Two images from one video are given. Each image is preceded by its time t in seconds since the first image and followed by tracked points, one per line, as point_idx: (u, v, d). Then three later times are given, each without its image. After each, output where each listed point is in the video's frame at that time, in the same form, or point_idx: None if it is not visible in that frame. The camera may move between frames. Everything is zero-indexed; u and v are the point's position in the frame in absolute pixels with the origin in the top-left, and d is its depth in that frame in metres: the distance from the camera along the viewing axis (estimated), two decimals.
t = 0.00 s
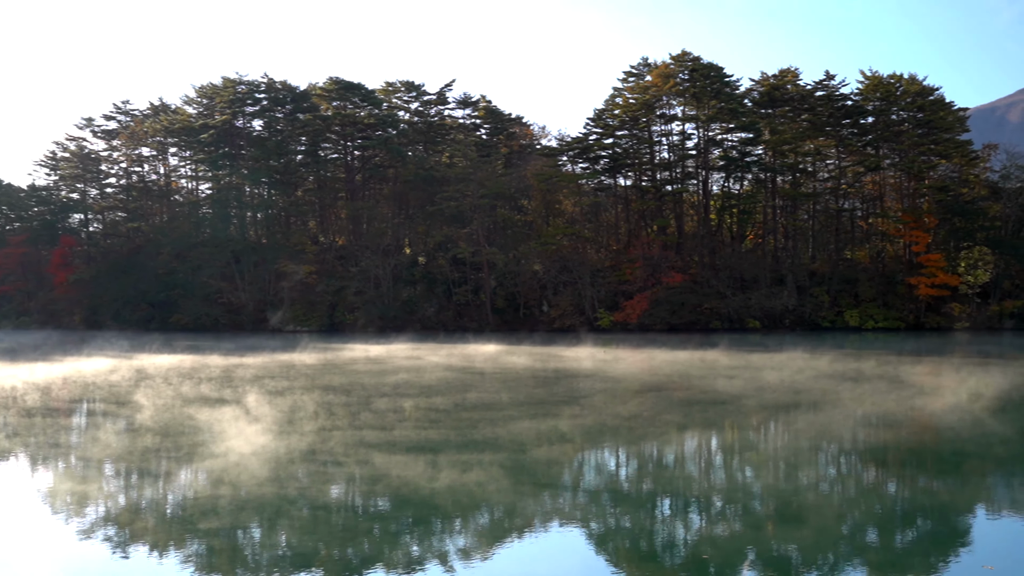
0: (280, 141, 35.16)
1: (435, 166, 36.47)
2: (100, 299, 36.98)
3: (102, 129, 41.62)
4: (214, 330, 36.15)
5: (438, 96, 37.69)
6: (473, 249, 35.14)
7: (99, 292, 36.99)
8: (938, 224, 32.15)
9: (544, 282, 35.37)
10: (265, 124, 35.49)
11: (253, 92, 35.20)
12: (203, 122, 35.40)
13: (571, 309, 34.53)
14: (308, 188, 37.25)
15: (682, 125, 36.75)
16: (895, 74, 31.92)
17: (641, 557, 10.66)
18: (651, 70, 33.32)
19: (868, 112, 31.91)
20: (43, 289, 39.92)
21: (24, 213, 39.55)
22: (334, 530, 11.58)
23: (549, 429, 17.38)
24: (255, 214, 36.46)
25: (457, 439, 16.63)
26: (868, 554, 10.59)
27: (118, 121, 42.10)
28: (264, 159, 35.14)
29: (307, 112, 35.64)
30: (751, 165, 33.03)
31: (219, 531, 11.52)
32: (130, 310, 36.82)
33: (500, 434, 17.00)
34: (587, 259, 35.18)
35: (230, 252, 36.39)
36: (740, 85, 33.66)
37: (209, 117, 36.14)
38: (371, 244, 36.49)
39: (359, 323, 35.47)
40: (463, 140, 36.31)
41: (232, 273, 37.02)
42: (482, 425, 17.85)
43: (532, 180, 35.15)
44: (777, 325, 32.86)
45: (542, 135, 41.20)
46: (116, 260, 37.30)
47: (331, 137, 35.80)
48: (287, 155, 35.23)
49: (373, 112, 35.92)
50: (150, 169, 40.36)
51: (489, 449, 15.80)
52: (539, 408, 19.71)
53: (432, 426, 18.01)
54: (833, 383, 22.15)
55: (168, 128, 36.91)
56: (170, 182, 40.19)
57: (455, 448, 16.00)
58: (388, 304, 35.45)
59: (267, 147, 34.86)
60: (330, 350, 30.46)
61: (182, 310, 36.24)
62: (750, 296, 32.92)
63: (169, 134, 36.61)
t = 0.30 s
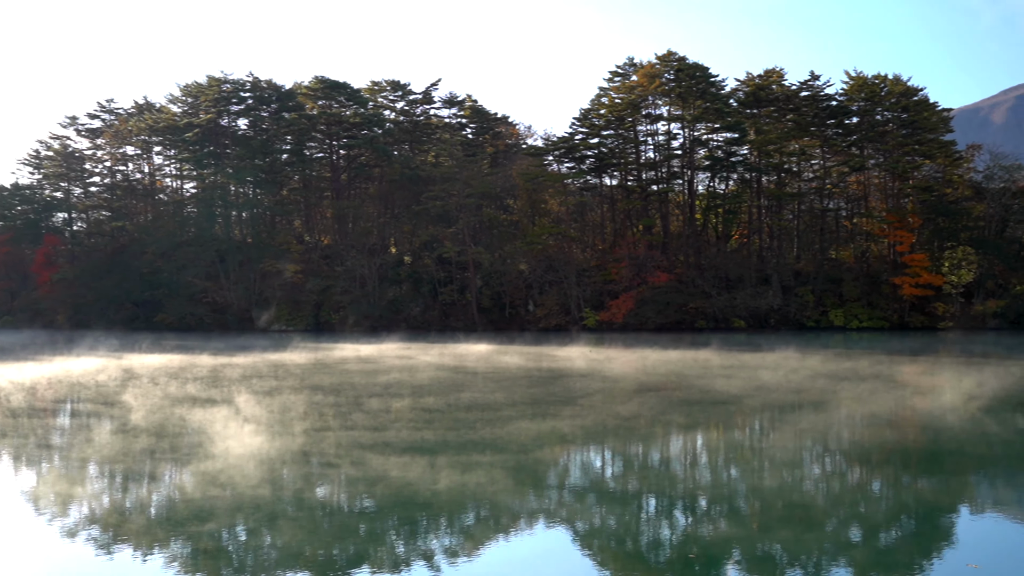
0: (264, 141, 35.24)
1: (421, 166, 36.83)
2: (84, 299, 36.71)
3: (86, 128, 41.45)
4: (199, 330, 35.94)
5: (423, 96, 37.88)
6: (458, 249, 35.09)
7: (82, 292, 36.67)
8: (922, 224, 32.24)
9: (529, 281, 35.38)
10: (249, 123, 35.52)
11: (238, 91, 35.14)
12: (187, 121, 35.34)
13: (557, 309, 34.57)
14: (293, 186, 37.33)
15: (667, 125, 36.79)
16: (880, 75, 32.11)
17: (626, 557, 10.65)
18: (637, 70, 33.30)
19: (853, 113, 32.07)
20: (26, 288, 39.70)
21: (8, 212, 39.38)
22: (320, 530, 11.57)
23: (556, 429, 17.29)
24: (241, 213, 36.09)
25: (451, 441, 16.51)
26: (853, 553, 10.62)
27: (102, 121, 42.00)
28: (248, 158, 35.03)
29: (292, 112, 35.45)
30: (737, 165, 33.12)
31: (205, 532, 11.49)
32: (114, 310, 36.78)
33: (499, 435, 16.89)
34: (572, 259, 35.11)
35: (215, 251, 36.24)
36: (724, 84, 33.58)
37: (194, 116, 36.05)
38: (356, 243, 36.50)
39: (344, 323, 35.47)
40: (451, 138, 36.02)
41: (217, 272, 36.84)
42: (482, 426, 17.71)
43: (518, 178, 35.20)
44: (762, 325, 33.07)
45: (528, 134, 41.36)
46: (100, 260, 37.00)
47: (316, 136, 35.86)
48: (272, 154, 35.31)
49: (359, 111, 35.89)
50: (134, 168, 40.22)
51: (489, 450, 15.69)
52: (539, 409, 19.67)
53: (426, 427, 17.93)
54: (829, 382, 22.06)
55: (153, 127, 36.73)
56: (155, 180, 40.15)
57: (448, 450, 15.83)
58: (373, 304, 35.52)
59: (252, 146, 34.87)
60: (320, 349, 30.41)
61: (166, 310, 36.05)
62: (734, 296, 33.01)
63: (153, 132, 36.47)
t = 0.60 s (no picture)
0: (250, 140, 35.43)
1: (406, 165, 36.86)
2: (67, 299, 36.57)
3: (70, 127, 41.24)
4: (183, 329, 35.94)
5: (409, 95, 37.73)
6: (444, 248, 35.05)
7: (65, 291, 36.51)
8: (907, 224, 32.38)
9: (514, 281, 35.40)
10: (234, 122, 35.50)
11: (224, 89, 35.07)
12: (171, 120, 35.37)
13: (543, 308, 34.52)
14: (279, 185, 37.24)
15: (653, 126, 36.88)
16: (864, 75, 32.27)
17: (610, 555, 10.67)
18: (623, 70, 33.45)
19: (838, 113, 32.22)
20: (10, 288, 39.47)
21: None
22: (304, 529, 11.55)
23: (558, 429, 17.25)
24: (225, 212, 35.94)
25: (448, 441, 16.41)
26: (836, 552, 10.65)
27: (87, 119, 41.82)
28: (232, 156, 34.88)
29: (277, 110, 35.47)
30: (722, 164, 33.24)
31: (189, 531, 11.47)
32: (98, 310, 36.76)
33: (499, 434, 16.90)
34: (558, 258, 35.10)
35: (200, 251, 36.09)
36: (709, 84, 33.72)
37: (179, 115, 36.01)
38: (341, 242, 36.51)
39: (332, 322, 35.58)
40: (436, 138, 35.66)
41: (202, 271, 36.71)
42: (482, 428, 17.58)
43: (504, 179, 35.40)
44: (748, 324, 33.18)
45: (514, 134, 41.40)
46: (83, 259, 36.60)
47: (302, 135, 35.80)
48: (257, 153, 35.48)
49: (344, 110, 35.88)
50: (119, 167, 39.91)
51: (490, 450, 15.65)
52: (537, 409, 19.65)
53: (421, 428, 17.82)
54: (825, 382, 21.99)
55: (137, 125, 36.63)
56: (138, 179, 39.84)
57: (445, 451, 15.71)
58: (358, 303, 35.47)
59: (237, 145, 34.99)
60: (309, 348, 30.40)
61: (150, 310, 35.94)
62: (718, 296, 33.15)
63: (137, 131, 36.40)
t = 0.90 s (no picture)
0: (234, 138, 35.34)
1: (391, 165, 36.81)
2: (50, 297, 36.49)
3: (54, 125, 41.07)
4: (167, 328, 35.65)
5: (395, 93, 37.55)
6: (429, 248, 35.00)
7: (48, 290, 36.42)
8: (891, 224, 32.68)
9: (500, 280, 35.35)
10: (219, 121, 35.46)
11: (208, 88, 34.89)
12: (155, 119, 35.31)
13: (528, 308, 34.43)
14: (263, 184, 36.83)
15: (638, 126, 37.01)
16: (849, 76, 32.33)
17: (596, 552, 10.71)
18: (608, 70, 33.50)
19: (823, 113, 32.34)
20: None
21: None
22: (289, 529, 11.56)
23: (560, 429, 17.27)
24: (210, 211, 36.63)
25: (443, 442, 16.40)
26: (821, 550, 10.70)
27: (71, 117, 41.59)
28: (217, 155, 35.03)
29: (262, 109, 35.51)
30: (707, 164, 33.32)
31: (176, 530, 11.46)
32: (82, 309, 36.60)
33: (502, 434, 16.92)
34: (544, 258, 35.07)
35: (184, 250, 36.32)
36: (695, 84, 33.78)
37: (163, 113, 35.92)
38: (326, 241, 36.54)
39: (315, 321, 35.35)
40: (422, 138, 35.71)
41: (186, 271, 36.73)
42: (482, 428, 17.59)
43: (490, 178, 35.41)
44: (733, 324, 33.17)
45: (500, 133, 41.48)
46: (66, 257, 36.50)
47: (287, 135, 35.72)
48: (242, 151, 35.27)
49: (329, 109, 35.76)
50: (103, 166, 39.85)
51: (492, 450, 15.64)
52: (535, 409, 19.66)
53: (417, 429, 17.77)
54: (820, 382, 21.98)
55: (121, 124, 36.52)
56: (123, 178, 39.77)
57: (444, 451, 15.68)
58: (343, 302, 35.40)
59: (222, 144, 34.96)
60: (299, 348, 30.37)
61: (134, 309, 35.71)
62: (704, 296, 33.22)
63: (122, 130, 36.29)
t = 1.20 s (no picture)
0: (220, 137, 35.23)
1: (378, 164, 36.82)
2: (35, 296, 36.27)
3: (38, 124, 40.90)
4: (154, 327, 35.48)
5: (382, 92, 37.64)
6: (416, 247, 35.00)
7: (33, 290, 36.18)
8: (876, 224, 32.86)
9: (486, 280, 35.33)
10: (204, 120, 35.39)
11: (193, 87, 34.96)
12: (141, 117, 35.10)
13: (514, 307, 34.46)
14: (250, 184, 36.64)
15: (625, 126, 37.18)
16: (834, 76, 32.55)
17: (582, 552, 10.73)
18: (594, 69, 33.56)
19: (808, 113, 32.52)
20: None
21: None
22: (273, 529, 11.52)
23: (560, 429, 17.30)
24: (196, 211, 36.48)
25: (436, 442, 16.42)
26: (806, 549, 10.76)
27: (56, 116, 41.40)
28: (203, 154, 34.90)
29: (248, 108, 35.59)
30: (693, 164, 33.49)
31: (161, 531, 11.43)
32: (68, 308, 36.37)
33: (500, 434, 16.97)
34: (529, 257, 35.10)
35: (169, 249, 36.16)
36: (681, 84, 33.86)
37: (148, 112, 35.79)
38: (313, 241, 36.49)
39: (302, 320, 35.22)
40: (409, 138, 36.10)
41: (172, 270, 36.72)
42: (479, 428, 17.61)
43: (477, 178, 35.43)
44: (719, 324, 33.34)
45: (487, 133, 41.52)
46: (51, 257, 36.28)
47: (273, 133, 35.66)
48: (228, 150, 35.30)
49: (315, 109, 35.78)
50: (88, 165, 39.70)
51: (490, 451, 15.67)
52: (527, 409, 19.67)
53: (407, 429, 17.76)
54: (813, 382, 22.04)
55: (106, 123, 36.37)
56: (108, 177, 39.63)
57: (444, 452, 15.67)
58: (330, 301, 35.39)
59: (208, 143, 34.83)
60: (289, 347, 30.33)
61: (120, 308, 35.48)
62: (690, 296, 33.37)
63: (107, 129, 36.16)
